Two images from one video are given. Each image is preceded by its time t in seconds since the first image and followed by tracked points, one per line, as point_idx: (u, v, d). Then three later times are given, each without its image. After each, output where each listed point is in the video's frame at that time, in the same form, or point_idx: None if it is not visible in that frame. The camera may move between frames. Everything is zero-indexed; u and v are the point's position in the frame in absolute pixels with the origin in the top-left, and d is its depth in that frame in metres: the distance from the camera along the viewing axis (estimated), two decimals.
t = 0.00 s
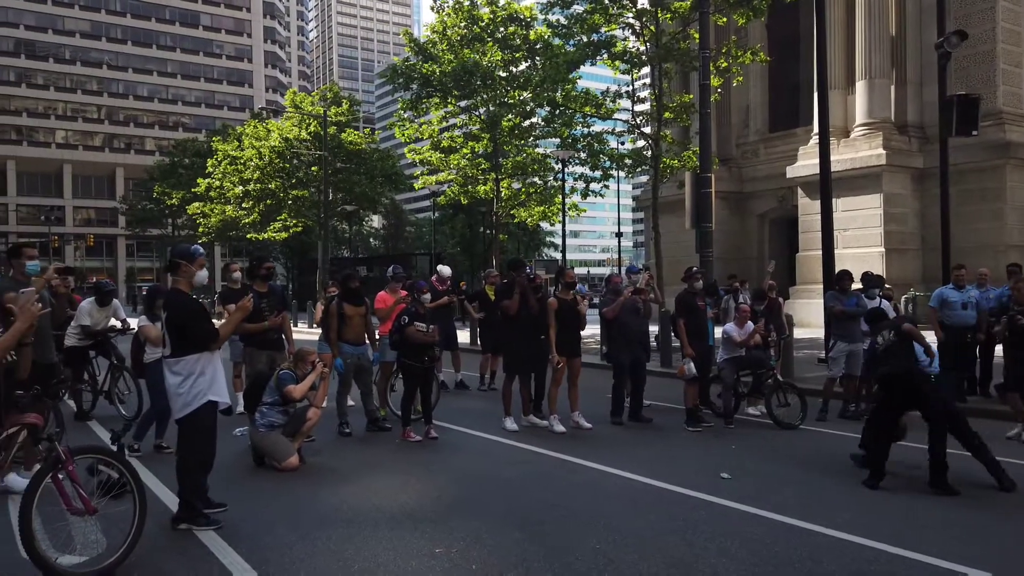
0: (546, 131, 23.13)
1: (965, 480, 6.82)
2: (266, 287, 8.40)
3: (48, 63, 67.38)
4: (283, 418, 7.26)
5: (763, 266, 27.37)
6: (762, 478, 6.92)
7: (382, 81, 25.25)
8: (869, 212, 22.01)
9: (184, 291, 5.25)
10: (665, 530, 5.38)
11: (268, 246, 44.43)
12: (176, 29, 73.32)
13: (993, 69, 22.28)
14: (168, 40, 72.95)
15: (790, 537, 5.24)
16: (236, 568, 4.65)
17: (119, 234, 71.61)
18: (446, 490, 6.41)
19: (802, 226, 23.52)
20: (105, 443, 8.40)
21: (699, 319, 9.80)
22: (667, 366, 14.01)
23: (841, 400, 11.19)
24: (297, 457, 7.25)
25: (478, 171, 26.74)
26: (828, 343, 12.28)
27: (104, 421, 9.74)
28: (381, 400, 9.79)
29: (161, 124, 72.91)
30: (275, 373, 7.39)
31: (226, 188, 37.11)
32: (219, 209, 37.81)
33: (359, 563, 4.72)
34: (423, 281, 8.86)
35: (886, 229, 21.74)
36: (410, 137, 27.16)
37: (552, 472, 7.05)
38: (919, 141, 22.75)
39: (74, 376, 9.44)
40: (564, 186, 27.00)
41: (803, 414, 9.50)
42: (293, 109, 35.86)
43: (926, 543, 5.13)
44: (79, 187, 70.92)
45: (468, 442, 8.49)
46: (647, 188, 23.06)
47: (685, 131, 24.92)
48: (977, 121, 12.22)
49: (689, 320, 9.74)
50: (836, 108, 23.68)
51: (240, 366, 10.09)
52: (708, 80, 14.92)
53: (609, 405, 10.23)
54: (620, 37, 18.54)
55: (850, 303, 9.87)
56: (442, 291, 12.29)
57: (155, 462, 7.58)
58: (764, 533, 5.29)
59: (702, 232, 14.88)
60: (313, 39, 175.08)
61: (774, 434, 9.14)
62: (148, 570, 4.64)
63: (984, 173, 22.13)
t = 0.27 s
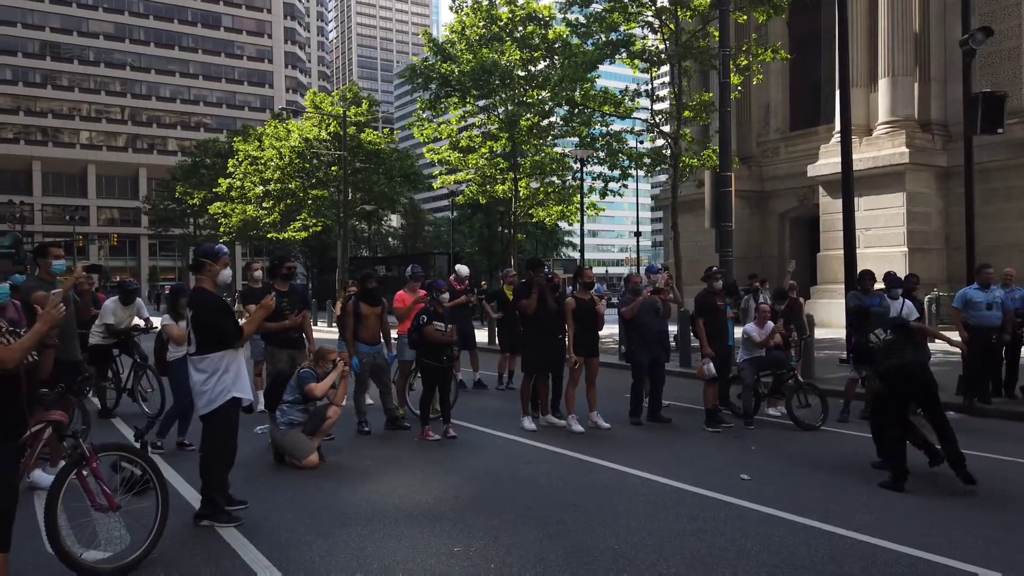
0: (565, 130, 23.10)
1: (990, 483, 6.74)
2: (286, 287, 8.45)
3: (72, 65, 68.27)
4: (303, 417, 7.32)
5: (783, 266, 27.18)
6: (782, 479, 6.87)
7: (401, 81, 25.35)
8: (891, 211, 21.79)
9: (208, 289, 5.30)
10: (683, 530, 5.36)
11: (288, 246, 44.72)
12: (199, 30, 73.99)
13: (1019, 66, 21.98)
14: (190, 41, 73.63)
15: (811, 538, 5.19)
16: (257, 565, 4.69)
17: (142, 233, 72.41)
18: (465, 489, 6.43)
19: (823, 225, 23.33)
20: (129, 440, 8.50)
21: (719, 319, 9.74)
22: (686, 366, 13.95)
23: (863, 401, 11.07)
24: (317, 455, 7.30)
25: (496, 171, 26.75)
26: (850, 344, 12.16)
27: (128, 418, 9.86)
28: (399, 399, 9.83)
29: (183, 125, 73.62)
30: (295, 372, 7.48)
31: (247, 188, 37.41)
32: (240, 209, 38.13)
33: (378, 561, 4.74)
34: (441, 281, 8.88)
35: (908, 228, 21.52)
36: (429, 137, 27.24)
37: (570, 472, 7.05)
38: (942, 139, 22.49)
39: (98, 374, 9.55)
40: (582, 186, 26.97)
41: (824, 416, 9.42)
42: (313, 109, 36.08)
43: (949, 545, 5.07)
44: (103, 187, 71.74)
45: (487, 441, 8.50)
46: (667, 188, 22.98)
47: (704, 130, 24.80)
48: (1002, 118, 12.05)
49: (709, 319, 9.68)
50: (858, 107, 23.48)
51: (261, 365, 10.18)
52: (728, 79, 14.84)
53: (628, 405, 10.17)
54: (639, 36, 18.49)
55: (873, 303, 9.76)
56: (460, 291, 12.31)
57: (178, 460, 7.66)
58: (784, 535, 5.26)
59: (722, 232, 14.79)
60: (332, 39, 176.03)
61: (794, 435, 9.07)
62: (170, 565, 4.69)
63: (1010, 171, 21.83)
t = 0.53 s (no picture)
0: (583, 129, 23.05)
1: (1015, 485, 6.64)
2: (305, 286, 8.49)
3: (95, 66, 69.02)
4: (322, 416, 7.36)
5: (803, 265, 26.99)
6: (802, 480, 6.82)
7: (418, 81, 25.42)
8: (914, 210, 21.55)
9: (231, 288, 5.36)
10: (702, 531, 5.33)
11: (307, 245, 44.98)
12: (219, 31, 74.56)
13: None
14: (211, 42, 74.23)
15: (832, 540, 5.14)
16: (276, 562, 4.72)
17: (163, 233, 73.13)
18: (483, 488, 6.43)
19: (844, 224, 23.14)
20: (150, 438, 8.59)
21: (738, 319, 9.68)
22: (705, 366, 13.88)
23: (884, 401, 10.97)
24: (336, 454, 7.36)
25: (514, 170, 26.74)
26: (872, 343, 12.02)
27: (150, 416, 9.96)
28: (417, 398, 9.87)
29: (204, 125, 74.25)
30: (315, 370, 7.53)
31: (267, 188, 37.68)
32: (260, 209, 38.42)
33: (396, 560, 4.75)
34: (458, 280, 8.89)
35: (931, 227, 21.29)
36: (446, 137, 27.30)
37: (588, 472, 7.03)
38: (966, 136, 22.22)
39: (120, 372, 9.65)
40: (600, 185, 26.91)
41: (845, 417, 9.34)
42: (332, 109, 36.25)
43: (973, 548, 5.01)
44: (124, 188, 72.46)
45: (505, 440, 8.50)
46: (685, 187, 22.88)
47: (723, 128, 24.66)
48: None
49: (728, 319, 9.62)
50: (880, 105, 23.25)
51: (281, 364, 10.25)
52: (748, 77, 14.74)
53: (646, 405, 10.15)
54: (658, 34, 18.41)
55: (896, 302, 9.63)
56: (478, 290, 12.32)
57: (199, 457, 7.73)
58: (803, 537, 5.21)
59: (742, 231, 14.69)
60: (351, 40, 176.83)
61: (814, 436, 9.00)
62: (191, 562, 4.73)
63: None
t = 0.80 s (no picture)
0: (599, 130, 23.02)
1: None
2: (323, 288, 8.55)
3: (117, 70, 69.77)
4: (340, 416, 7.38)
5: (822, 266, 26.82)
6: (821, 484, 6.76)
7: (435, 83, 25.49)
8: (935, 210, 21.34)
9: (252, 289, 5.40)
10: (720, 535, 5.30)
11: (325, 247, 45.22)
12: (238, 35, 75.11)
13: None
14: (230, 45, 74.80)
15: (851, 545, 5.09)
16: (294, 563, 4.74)
17: (183, 235, 73.75)
18: (500, 490, 6.42)
19: (863, 225, 22.96)
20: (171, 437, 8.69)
21: (756, 321, 9.62)
22: (722, 368, 13.83)
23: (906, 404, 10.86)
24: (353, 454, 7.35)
25: (530, 171, 26.74)
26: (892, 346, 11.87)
27: (169, 417, 10.05)
28: (433, 398, 9.93)
29: (223, 127, 74.84)
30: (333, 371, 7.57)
31: (285, 190, 37.93)
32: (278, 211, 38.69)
33: (413, 561, 4.76)
34: (475, 281, 8.91)
35: (953, 228, 21.06)
36: (463, 138, 27.35)
37: (605, 474, 7.01)
38: (988, 136, 21.97)
39: (141, 372, 9.74)
40: (617, 186, 26.87)
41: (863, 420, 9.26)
42: (349, 112, 36.38)
43: (996, 553, 4.93)
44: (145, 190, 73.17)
45: (522, 442, 8.50)
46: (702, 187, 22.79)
47: (741, 129, 24.51)
48: None
49: (746, 321, 9.56)
50: (900, 104, 23.00)
51: (299, 365, 10.31)
52: (766, 78, 14.63)
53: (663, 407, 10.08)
54: (675, 34, 18.33)
55: (915, 305, 9.51)
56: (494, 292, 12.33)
57: (218, 458, 7.81)
58: (823, 541, 5.16)
59: (759, 232, 14.60)
60: (369, 43, 177.63)
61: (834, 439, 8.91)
62: (209, 562, 4.75)
63: None
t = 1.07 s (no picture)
0: (613, 134, 23.01)
1: None
2: (339, 291, 8.58)
3: (136, 75, 70.46)
4: (355, 419, 7.39)
5: (839, 270, 26.65)
6: (838, 490, 6.71)
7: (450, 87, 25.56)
8: (954, 214, 21.16)
9: (269, 294, 5.43)
10: (735, 540, 5.27)
11: (341, 250, 45.43)
12: (255, 40, 75.62)
13: None
14: (247, 51, 75.32)
15: (868, 551, 5.05)
16: (310, 565, 4.75)
17: (200, 238, 74.27)
18: (514, 494, 6.42)
19: (880, 228, 22.79)
20: (188, 440, 8.75)
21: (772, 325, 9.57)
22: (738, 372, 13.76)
23: (925, 409, 10.75)
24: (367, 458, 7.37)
25: (544, 175, 26.74)
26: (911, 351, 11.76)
27: (187, 419, 10.13)
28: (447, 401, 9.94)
29: (240, 132, 75.36)
30: (348, 375, 7.61)
31: (301, 194, 38.16)
32: (294, 214, 38.93)
33: (428, 564, 4.77)
34: (490, 285, 8.91)
35: (972, 231, 20.86)
36: (478, 142, 27.38)
37: (620, 479, 6.99)
38: (1008, 139, 21.75)
39: (159, 376, 9.83)
40: (632, 190, 26.82)
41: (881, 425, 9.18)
42: (365, 116, 36.52)
43: (1016, 561, 4.88)
44: (163, 194, 73.79)
45: (536, 445, 8.50)
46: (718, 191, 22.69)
47: (757, 131, 24.42)
48: None
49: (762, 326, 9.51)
50: (918, 107, 22.83)
51: (314, 368, 10.36)
52: (783, 80, 14.56)
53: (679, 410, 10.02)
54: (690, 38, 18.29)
55: (934, 309, 9.41)
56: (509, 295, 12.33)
57: (234, 460, 7.86)
58: (839, 547, 5.12)
59: (776, 235, 14.53)
60: (384, 47, 178.37)
61: (852, 444, 8.84)
62: (226, 563, 4.78)
63: None
